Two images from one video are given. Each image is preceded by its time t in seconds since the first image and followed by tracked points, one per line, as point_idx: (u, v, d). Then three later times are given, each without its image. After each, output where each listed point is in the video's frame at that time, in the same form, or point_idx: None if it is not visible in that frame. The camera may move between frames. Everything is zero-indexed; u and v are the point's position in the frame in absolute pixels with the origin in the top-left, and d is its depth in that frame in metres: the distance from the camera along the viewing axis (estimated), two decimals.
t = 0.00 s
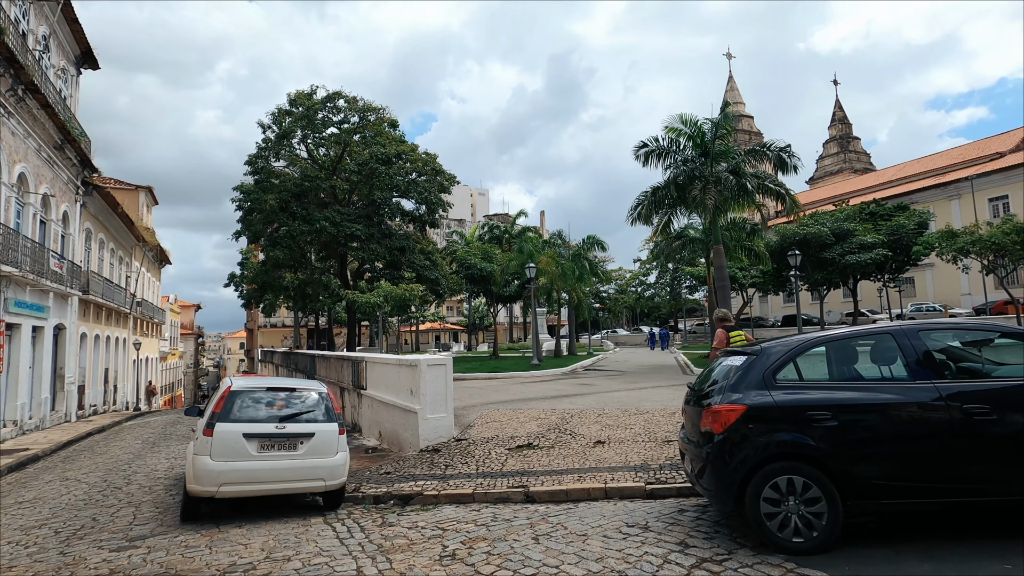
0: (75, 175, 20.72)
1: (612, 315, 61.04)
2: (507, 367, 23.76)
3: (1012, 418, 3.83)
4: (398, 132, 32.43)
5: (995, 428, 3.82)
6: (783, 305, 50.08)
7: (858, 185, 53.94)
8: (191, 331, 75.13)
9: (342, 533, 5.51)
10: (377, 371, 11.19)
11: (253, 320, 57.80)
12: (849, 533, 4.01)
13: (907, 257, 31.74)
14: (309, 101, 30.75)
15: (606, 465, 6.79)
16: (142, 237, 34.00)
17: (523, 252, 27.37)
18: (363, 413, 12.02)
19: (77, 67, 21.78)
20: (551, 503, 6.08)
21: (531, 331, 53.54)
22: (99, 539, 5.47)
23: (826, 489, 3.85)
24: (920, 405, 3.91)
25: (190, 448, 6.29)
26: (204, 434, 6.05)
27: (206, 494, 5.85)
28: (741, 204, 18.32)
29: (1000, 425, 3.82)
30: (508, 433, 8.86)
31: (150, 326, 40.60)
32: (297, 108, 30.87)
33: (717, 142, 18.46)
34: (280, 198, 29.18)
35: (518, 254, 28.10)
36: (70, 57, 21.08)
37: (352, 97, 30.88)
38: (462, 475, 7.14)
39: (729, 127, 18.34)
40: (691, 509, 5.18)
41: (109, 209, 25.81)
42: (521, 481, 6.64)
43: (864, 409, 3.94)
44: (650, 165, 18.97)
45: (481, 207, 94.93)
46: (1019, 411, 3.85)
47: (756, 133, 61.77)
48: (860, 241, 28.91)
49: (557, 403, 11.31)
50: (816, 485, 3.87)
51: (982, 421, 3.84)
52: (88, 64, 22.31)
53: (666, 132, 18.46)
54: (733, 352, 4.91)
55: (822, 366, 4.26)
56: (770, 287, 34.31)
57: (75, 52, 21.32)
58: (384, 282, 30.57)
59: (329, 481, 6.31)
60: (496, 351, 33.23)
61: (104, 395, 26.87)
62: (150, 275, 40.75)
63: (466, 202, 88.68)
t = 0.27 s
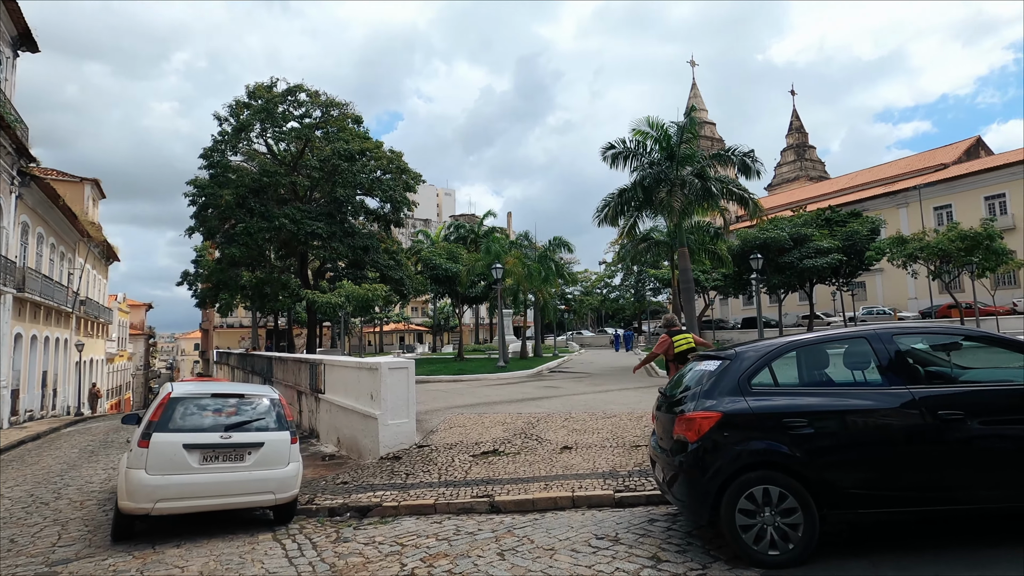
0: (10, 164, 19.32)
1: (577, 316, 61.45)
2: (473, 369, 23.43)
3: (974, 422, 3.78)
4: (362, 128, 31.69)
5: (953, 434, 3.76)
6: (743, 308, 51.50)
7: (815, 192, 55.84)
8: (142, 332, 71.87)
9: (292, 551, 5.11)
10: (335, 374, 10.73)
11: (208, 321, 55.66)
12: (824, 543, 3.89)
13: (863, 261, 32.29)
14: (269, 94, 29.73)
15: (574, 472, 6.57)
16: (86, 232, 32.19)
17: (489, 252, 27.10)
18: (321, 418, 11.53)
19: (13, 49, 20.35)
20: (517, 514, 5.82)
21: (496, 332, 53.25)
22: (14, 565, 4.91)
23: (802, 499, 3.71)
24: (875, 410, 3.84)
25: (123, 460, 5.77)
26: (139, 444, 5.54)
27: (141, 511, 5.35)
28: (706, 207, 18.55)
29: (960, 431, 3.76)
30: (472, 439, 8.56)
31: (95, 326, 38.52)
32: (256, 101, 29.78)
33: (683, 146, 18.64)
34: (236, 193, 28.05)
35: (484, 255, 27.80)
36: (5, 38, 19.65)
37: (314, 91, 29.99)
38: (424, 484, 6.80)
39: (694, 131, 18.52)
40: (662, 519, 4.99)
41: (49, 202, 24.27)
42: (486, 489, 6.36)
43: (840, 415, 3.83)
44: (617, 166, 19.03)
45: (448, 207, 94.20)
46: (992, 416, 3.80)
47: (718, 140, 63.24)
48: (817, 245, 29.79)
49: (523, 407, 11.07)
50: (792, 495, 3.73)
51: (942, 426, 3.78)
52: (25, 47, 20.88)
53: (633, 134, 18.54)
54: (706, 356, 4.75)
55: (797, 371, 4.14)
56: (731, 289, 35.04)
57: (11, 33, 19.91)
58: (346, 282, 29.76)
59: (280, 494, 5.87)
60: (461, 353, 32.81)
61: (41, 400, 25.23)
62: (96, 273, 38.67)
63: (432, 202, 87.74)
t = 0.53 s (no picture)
0: None
1: (547, 317, 61.64)
2: (442, 370, 23.04)
3: (948, 421, 3.70)
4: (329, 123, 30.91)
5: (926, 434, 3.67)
6: (709, 310, 52.50)
7: (777, 196, 57.47)
8: (93, 332, 68.61)
9: (242, 567, 4.71)
10: (296, 375, 10.26)
11: (165, 320, 53.53)
12: (808, 550, 3.74)
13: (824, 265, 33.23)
14: (231, 85, 28.71)
15: (546, 477, 6.34)
16: (31, 226, 30.42)
17: (459, 252, 26.77)
18: (281, 421, 11.02)
19: None
20: (487, 521, 5.56)
21: (465, 333, 52.82)
22: None
23: (787, 505, 3.55)
24: (852, 411, 3.72)
25: (56, 470, 5.25)
26: (74, 453, 5.04)
27: (73, 527, 4.87)
28: (676, 208, 18.68)
29: (931, 431, 3.67)
30: (440, 442, 8.24)
31: (41, 326, 36.49)
32: (217, 91, 28.69)
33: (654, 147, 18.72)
34: (195, 187, 26.94)
35: (454, 254, 27.45)
36: None
37: (279, 83, 29.09)
38: (389, 491, 6.46)
39: (665, 133, 18.62)
40: (639, 525, 4.80)
41: None
42: (455, 495, 6.07)
43: (825, 417, 3.70)
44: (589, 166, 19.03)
45: (417, 207, 93.40)
46: (977, 418, 3.72)
47: (686, 144, 64.37)
48: (781, 249, 30.48)
49: (492, 408, 10.79)
50: (777, 501, 3.57)
51: (915, 426, 3.68)
52: None
53: (604, 135, 18.56)
54: (687, 356, 4.60)
55: (781, 371, 4.02)
56: (698, 291, 35.56)
57: None
58: (311, 281, 28.93)
59: (232, 505, 5.44)
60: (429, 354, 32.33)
61: None
62: (42, 269, 36.62)
63: (401, 202, 86.70)
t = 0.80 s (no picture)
0: None
1: (515, 316, 61.53)
2: (409, 370, 22.54)
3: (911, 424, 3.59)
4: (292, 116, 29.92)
5: (892, 437, 3.55)
6: (674, 310, 53.45)
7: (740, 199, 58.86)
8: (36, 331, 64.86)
9: None
10: (254, 377, 9.72)
11: (116, 319, 51.04)
12: (795, 558, 3.59)
13: (785, 266, 33.55)
14: (187, 73, 27.45)
15: (519, 482, 6.08)
16: None
17: (426, 250, 26.28)
18: (237, 425, 10.44)
19: None
20: (457, 530, 5.26)
21: (432, 332, 52.23)
22: None
23: (776, 512, 3.39)
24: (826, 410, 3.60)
25: None
26: None
27: None
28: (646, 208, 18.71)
29: (898, 435, 3.56)
30: (407, 446, 7.87)
31: None
32: (171, 79, 27.38)
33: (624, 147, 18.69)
34: (147, 179, 25.63)
35: (422, 252, 26.98)
36: None
37: (238, 73, 27.97)
38: (353, 500, 6.08)
39: (635, 133, 18.62)
40: (617, 533, 4.60)
41: None
42: (422, 504, 5.74)
43: (814, 420, 3.55)
44: (559, 165, 18.91)
45: (384, 204, 91.96)
46: (964, 418, 3.63)
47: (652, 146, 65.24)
48: (745, 250, 31.09)
49: (461, 410, 10.47)
50: (766, 508, 3.40)
51: (882, 429, 3.57)
52: None
53: (575, 133, 18.45)
54: (669, 357, 4.43)
55: (767, 371, 3.86)
56: (665, 291, 35.98)
57: None
58: (272, 278, 27.92)
59: (177, 520, 4.99)
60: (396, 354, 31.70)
61: None
62: None
63: (368, 199, 85.14)
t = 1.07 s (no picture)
0: None
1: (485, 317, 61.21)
2: (375, 372, 21.99)
3: (881, 426, 3.47)
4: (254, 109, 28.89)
5: (861, 440, 3.42)
6: (642, 311, 54.00)
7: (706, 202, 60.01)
8: None
9: None
10: (208, 380, 9.15)
11: (64, 319, 48.49)
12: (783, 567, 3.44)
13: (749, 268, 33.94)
14: (142, 62, 26.18)
15: (492, 489, 5.78)
16: None
17: (394, 249, 25.73)
18: (189, 430, 9.84)
19: None
20: (425, 543, 4.95)
21: (400, 333, 51.41)
22: None
23: (765, 520, 3.22)
24: (800, 412, 3.44)
25: None
26: None
27: None
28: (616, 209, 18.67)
29: (868, 437, 3.43)
30: (372, 452, 7.49)
31: None
32: (124, 68, 26.06)
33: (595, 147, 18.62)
34: (97, 172, 24.30)
35: (389, 251, 26.42)
36: None
37: (197, 63, 26.84)
38: (314, 512, 5.67)
39: (606, 134, 18.56)
40: (596, 543, 4.39)
41: None
42: (388, 514, 5.39)
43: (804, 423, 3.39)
44: (530, 163, 18.74)
45: (351, 204, 90.38)
46: (953, 420, 3.53)
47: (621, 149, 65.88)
48: (712, 252, 31.56)
49: (430, 413, 10.12)
50: (755, 516, 3.23)
51: (863, 431, 3.44)
52: None
53: (546, 132, 18.32)
54: (651, 357, 4.21)
55: (754, 371, 3.70)
56: (633, 292, 36.25)
57: None
58: (232, 277, 26.87)
59: (114, 539, 4.52)
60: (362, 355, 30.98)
61: None
62: None
63: (334, 197, 83.45)
